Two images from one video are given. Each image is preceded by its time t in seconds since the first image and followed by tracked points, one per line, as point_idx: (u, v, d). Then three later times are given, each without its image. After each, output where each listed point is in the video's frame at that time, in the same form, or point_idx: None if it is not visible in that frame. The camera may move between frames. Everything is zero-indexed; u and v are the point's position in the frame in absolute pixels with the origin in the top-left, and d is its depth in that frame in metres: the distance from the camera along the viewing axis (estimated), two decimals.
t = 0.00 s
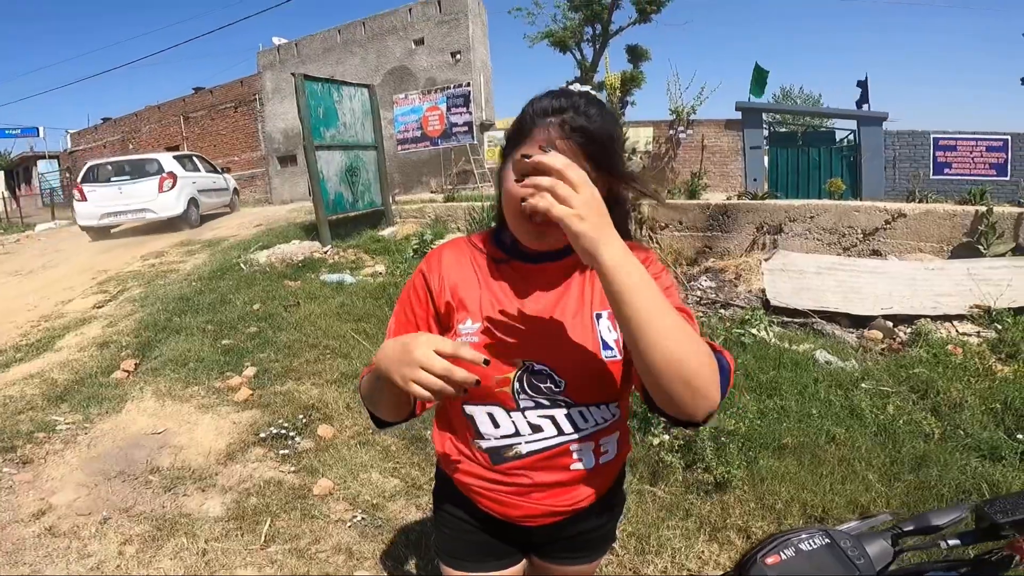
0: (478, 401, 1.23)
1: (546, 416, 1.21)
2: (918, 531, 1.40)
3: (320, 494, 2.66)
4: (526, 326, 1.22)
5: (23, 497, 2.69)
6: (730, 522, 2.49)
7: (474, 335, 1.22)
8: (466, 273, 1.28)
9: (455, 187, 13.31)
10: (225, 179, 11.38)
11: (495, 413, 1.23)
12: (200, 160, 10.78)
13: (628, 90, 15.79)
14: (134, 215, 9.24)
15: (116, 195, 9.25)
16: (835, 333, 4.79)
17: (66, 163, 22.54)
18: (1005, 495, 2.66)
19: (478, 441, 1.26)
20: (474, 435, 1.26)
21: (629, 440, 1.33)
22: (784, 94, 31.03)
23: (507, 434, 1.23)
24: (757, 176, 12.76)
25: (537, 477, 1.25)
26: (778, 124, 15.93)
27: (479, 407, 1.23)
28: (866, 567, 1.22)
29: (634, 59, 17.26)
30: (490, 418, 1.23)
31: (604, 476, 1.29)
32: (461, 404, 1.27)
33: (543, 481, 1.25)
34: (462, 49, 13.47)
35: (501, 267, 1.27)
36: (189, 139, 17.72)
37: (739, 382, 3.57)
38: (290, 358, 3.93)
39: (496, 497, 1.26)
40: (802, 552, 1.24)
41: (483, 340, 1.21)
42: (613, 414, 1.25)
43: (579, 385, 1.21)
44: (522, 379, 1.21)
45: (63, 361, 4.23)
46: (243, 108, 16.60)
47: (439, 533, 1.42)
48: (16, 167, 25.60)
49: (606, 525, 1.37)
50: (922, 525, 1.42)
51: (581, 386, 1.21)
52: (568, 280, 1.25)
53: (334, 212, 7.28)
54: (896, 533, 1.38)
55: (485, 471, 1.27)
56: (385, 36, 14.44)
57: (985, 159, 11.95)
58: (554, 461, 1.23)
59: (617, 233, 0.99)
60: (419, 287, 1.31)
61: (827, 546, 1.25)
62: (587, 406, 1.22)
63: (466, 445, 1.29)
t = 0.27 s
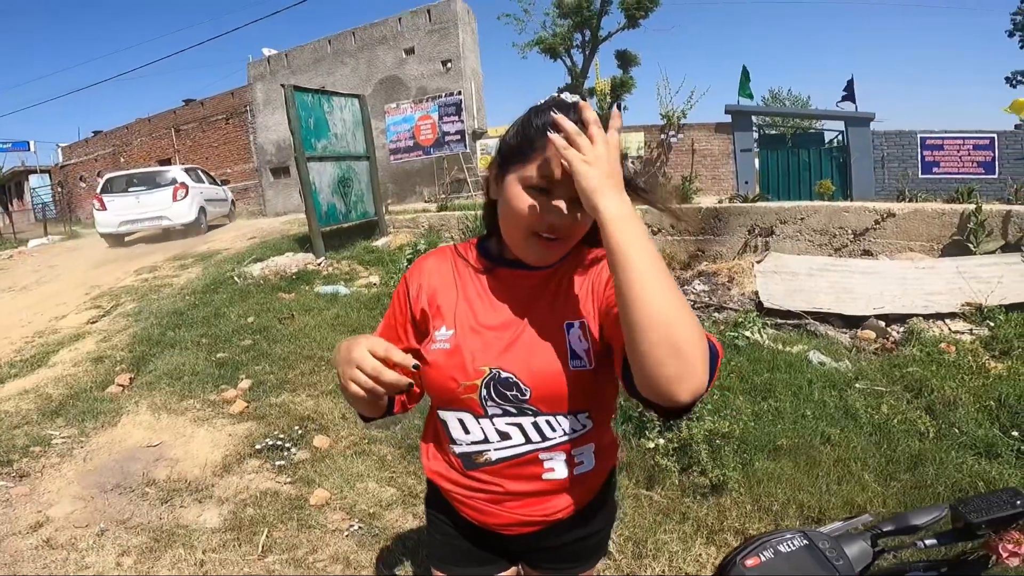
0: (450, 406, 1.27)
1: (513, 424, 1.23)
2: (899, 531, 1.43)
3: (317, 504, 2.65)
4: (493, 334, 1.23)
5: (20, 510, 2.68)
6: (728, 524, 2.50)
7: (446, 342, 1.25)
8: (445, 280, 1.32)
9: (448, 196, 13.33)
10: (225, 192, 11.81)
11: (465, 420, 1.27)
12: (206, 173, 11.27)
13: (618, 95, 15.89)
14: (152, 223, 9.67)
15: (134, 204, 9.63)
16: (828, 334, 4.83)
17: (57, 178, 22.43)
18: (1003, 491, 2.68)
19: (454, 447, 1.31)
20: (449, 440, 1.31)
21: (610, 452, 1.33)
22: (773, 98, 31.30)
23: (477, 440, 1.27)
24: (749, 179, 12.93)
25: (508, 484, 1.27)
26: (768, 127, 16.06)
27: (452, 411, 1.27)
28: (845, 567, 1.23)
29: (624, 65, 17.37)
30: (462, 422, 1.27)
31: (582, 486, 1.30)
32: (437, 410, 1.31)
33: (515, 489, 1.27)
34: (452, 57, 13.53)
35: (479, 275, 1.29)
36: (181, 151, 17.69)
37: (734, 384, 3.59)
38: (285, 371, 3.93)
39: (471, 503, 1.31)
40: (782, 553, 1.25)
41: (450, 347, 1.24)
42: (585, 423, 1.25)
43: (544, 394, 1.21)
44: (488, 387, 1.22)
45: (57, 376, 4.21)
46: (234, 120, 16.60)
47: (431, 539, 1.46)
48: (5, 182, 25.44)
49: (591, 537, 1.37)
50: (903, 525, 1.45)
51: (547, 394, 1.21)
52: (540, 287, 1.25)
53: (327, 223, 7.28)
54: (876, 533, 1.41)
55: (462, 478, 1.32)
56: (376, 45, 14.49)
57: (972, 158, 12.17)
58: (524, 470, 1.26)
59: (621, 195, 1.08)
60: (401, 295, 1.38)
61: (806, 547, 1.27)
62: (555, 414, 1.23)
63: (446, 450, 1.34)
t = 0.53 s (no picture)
0: (446, 414, 1.28)
1: (510, 430, 1.25)
2: (888, 528, 1.44)
3: (317, 514, 2.66)
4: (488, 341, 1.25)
5: (21, 522, 2.67)
6: (727, 526, 2.51)
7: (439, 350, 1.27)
8: (436, 290, 1.34)
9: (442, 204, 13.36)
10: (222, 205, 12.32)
11: (462, 428, 1.28)
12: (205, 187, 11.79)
13: (609, 100, 15.98)
14: (163, 231, 10.31)
15: (147, 213, 10.23)
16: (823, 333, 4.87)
17: (49, 193, 22.35)
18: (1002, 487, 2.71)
19: (451, 456, 1.32)
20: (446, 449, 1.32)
21: (605, 455, 1.36)
22: (763, 100, 31.57)
23: (474, 448, 1.28)
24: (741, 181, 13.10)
25: (507, 491, 1.29)
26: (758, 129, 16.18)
27: (448, 420, 1.29)
28: (835, 565, 1.25)
29: (614, 70, 17.48)
30: (459, 431, 1.28)
31: (579, 491, 1.32)
32: (432, 418, 1.32)
33: (514, 495, 1.29)
34: (443, 65, 13.59)
35: (472, 283, 1.34)
36: (173, 163, 17.66)
37: (730, 386, 3.61)
38: (283, 382, 3.93)
39: (471, 513, 1.32)
40: (772, 551, 1.26)
41: (445, 354, 1.26)
42: (581, 427, 1.27)
43: (540, 398, 1.22)
44: (484, 394, 1.23)
45: (54, 391, 4.20)
46: (226, 131, 16.60)
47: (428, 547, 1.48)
48: None
49: (588, 542, 1.39)
50: (893, 522, 1.45)
51: (543, 398, 1.22)
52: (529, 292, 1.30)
53: (322, 234, 7.29)
54: (866, 530, 1.42)
55: (460, 487, 1.33)
56: (366, 55, 14.54)
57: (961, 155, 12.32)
58: (523, 475, 1.27)
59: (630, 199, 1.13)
60: (389, 305, 1.39)
61: (796, 546, 1.28)
62: (552, 419, 1.24)
63: (443, 460, 1.35)
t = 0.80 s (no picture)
0: (453, 422, 1.28)
1: (519, 433, 1.26)
2: (886, 525, 1.45)
3: (319, 522, 2.66)
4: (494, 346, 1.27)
5: (24, 533, 2.67)
6: (730, 527, 2.53)
7: (445, 357, 1.28)
8: (435, 300, 1.35)
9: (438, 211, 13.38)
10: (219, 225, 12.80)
11: (470, 435, 1.28)
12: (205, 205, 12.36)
13: (602, 104, 16.06)
14: (172, 238, 11.00)
15: (159, 222, 10.97)
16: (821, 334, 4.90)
17: (44, 205, 22.30)
18: (1002, 484, 2.73)
19: (457, 463, 1.33)
20: (452, 457, 1.32)
21: (607, 455, 1.39)
22: (756, 101, 31.74)
23: (484, 453, 1.29)
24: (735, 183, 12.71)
25: (517, 494, 1.30)
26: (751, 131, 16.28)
27: (456, 427, 1.29)
28: (833, 564, 1.27)
29: (607, 74, 17.57)
30: (467, 438, 1.28)
31: (585, 492, 1.34)
32: (437, 428, 1.32)
33: (523, 498, 1.30)
34: (437, 72, 13.65)
35: (470, 292, 1.36)
36: (168, 174, 17.66)
37: (730, 388, 3.63)
38: (282, 392, 3.93)
39: (480, 521, 1.32)
40: (770, 551, 1.28)
41: (452, 361, 1.26)
42: (588, 428, 1.29)
43: (549, 400, 1.24)
44: (494, 398, 1.25)
45: (54, 404, 4.19)
46: (221, 141, 16.62)
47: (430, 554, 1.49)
48: None
49: (594, 542, 1.42)
50: (889, 519, 1.45)
51: (552, 401, 1.24)
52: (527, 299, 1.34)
53: (318, 244, 7.30)
54: (864, 529, 1.44)
55: (467, 495, 1.33)
56: (360, 63, 14.58)
57: (953, 153, 12.52)
58: (532, 478, 1.29)
59: (628, 219, 1.24)
60: (384, 317, 1.38)
61: (793, 545, 1.30)
62: (560, 421, 1.25)
63: (448, 469, 1.35)
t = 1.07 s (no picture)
0: (455, 426, 1.29)
1: (522, 437, 1.26)
2: (886, 525, 1.44)
3: (321, 528, 2.66)
4: (496, 351, 1.28)
5: (26, 541, 2.67)
6: (732, 529, 2.53)
7: (447, 362, 1.28)
8: (434, 306, 1.36)
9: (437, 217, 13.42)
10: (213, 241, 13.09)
11: (472, 439, 1.28)
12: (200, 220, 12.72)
13: (598, 109, 16.11)
14: (177, 246, 11.52)
15: (165, 230, 11.48)
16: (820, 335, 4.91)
17: (42, 215, 22.28)
18: (1005, 482, 2.73)
19: (459, 467, 1.33)
20: (455, 461, 1.33)
21: (607, 458, 1.40)
22: (751, 104, 31.90)
23: (485, 457, 1.29)
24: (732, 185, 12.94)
25: (519, 497, 1.30)
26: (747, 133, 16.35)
27: (457, 432, 1.29)
28: (834, 563, 1.27)
29: (602, 78, 17.64)
30: (470, 442, 1.28)
31: (586, 495, 1.35)
32: (438, 433, 1.33)
33: (525, 502, 1.30)
34: (433, 78, 13.69)
35: (470, 299, 1.38)
36: (166, 183, 17.67)
37: (730, 390, 3.63)
38: (283, 400, 3.93)
39: (483, 524, 1.32)
40: (771, 551, 1.28)
41: (455, 366, 1.27)
42: (589, 431, 1.30)
43: (552, 403, 1.25)
44: (496, 402, 1.25)
45: (54, 413, 4.19)
46: (218, 149, 16.64)
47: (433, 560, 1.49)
48: None
49: (596, 544, 1.43)
50: (890, 519, 1.45)
51: (554, 403, 1.25)
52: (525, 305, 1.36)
53: (317, 251, 7.31)
54: (866, 527, 1.44)
55: (469, 499, 1.33)
56: (356, 69, 14.63)
57: (947, 153, 12.55)
58: (535, 481, 1.29)
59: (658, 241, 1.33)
60: (383, 324, 1.38)
61: (794, 545, 1.30)
62: (562, 424, 1.26)
63: (450, 473, 1.35)
